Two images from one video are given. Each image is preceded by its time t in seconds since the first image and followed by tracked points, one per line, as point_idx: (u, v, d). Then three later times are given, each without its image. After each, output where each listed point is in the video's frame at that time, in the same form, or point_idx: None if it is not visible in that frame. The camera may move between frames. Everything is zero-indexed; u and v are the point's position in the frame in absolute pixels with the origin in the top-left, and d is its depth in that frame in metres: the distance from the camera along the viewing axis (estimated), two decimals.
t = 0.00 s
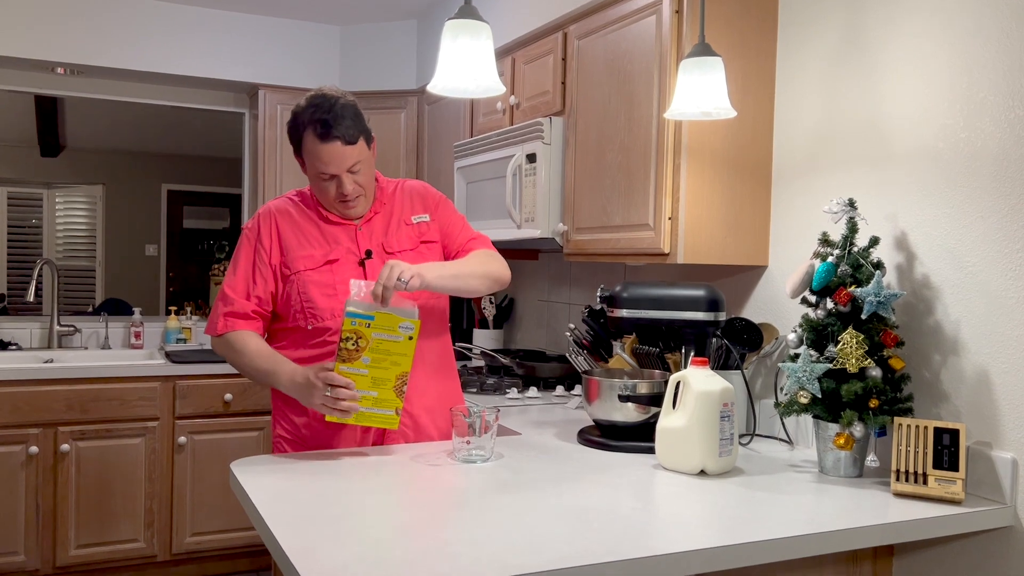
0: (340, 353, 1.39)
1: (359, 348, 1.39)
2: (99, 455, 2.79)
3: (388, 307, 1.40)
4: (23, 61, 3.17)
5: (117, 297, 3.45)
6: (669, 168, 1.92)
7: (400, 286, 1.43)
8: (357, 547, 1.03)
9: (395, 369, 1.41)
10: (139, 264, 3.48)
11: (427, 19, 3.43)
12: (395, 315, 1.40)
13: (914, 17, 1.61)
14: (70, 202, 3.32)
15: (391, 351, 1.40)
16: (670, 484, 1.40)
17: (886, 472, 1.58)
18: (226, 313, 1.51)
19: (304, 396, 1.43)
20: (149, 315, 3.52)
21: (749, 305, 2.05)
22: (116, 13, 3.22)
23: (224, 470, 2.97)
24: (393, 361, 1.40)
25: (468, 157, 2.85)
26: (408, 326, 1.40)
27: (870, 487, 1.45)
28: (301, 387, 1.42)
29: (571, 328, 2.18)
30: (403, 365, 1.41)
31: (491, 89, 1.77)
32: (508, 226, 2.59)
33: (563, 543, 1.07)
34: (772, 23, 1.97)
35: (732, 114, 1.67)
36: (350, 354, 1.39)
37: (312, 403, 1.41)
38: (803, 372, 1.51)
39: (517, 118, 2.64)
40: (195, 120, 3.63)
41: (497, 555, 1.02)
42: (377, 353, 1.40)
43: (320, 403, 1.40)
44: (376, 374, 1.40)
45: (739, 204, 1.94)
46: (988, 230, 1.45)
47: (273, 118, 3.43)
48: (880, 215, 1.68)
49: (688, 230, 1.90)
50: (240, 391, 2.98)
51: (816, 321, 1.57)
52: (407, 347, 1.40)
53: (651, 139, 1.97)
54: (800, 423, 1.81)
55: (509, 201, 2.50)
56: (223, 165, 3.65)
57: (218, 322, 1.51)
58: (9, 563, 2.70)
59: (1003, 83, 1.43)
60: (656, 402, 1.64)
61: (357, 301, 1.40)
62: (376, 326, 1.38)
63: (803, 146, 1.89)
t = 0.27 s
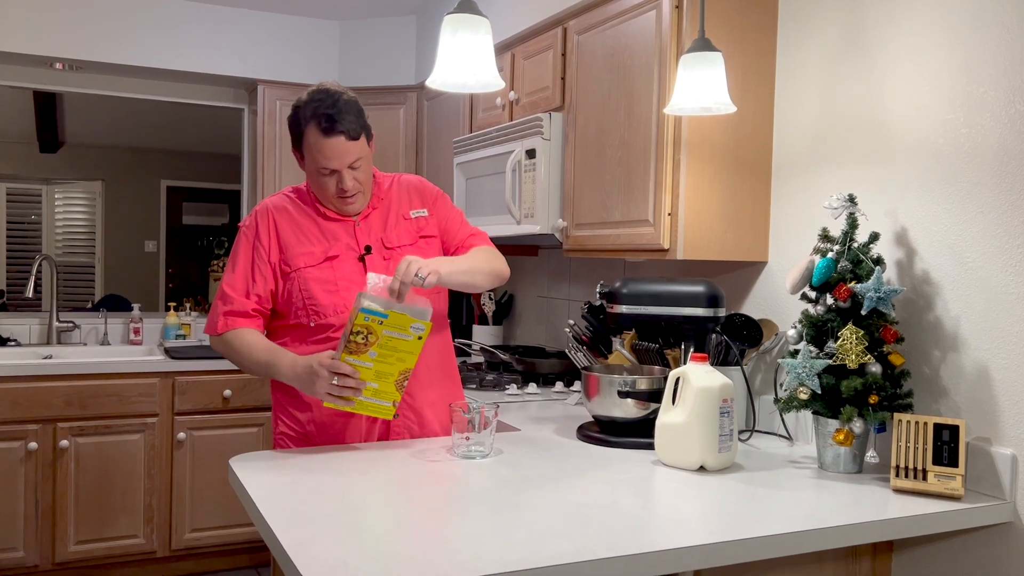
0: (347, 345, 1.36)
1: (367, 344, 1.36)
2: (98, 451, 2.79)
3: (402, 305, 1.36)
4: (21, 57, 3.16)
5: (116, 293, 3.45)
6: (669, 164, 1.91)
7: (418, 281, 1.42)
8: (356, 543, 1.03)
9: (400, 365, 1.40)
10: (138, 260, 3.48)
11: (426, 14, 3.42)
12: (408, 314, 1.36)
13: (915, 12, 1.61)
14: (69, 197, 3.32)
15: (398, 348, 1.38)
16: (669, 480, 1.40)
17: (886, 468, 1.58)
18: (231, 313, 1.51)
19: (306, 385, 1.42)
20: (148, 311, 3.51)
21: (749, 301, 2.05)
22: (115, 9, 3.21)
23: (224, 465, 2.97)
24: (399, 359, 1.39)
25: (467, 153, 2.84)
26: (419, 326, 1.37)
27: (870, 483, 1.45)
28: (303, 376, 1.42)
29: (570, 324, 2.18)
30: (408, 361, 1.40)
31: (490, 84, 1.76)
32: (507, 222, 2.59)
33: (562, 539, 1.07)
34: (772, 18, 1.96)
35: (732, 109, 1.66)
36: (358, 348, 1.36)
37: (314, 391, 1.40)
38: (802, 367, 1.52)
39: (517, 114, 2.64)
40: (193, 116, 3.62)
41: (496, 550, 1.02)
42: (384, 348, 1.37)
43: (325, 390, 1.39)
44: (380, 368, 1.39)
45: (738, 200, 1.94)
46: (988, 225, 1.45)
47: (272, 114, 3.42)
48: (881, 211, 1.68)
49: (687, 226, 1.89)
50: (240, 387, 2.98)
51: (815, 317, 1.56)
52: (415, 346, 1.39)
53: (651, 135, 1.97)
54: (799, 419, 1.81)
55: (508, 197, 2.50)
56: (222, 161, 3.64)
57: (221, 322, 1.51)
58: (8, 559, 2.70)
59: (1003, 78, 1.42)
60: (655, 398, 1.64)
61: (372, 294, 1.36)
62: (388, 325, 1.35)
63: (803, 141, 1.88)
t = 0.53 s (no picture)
0: (355, 341, 1.32)
1: (376, 341, 1.33)
2: (97, 447, 2.79)
3: (414, 305, 1.32)
4: (19, 52, 3.16)
5: (114, 289, 3.44)
6: (669, 159, 1.91)
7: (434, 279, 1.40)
8: (355, 538, 1.03)
9: (406, 363, 1.37)
10: (137, 256, 3.47)
11: (425, 10, 3.41)
12: (421, 314, 1.33)
13: (915, 7, 1.60)
14: (67, 193, 3.31)
15: (405, 348, 1.35)
16: (668, 476, 1.40)
17: (884, 463, 1.58)
18: (229, 301, 1.49)
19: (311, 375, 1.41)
20: (147, 307, 3.51)
21: (748, 296, 2.05)
22: (113, 4, 3.20)
23: (223, 461, 2.97)
24: (405, 357, 1.36)
25: (466, 148, 2.84)
26: (429, 329, 1.34)
27: (869, 478, 1.45)
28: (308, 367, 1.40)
29: (569, 319, 2.17)
30: (413, 360, 1.37)
31: (489, 79, 1.76)
32: (507, 218, 2.59)
33: (560, 534, 1.07)
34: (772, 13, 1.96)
35: (732, 104, 1.66)
36: (367, 344, 1.33)
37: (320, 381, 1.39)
38: (802, 363, 1.52)
39: (516, 109, 2.63)
40: (192, 111, 3.61)
41: (495, 546, 1.02)
42: (392, 347, 1.34)
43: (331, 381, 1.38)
44: (386, 365, 1.37)
45: (738, 195, 1.94)
46: (988, 221, 1.45)
47: (271, 109, 3.41)
48: (880, 206, 1.68)
49: (687, 221, 1.89)
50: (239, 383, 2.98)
51: (814, 312, 1.56)
52: (422, 346, 1.36)
53: (650, 131, 1.97)
54: (798, 415, 1.81)
55: (508, 193, 2.49)
56: (221, 156, 3.64)
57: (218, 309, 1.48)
58: (8, 554, 2.70)
59: (1003, 73, 1.42)
60: (654, 393, 1.64)
61: (388, 290, 1.32)
62: (399, 324, 1.32)
63: (802, 137, 1.88)
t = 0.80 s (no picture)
0: (361, 329, 1.32)
1: (381, 333, 1.32)
2: (96, 443, 2.80)
3: (423, 307, 1.32)
4: (18, 47, 3.15)
5: (114, 284, 3.44)
6: (668, 155, 1.91)
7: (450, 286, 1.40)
8: (354, 534, 1.03)
9: (405, 358, 1.38)
10: (136, 252, 3.47)
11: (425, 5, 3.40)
12: (428, 315, 1.32)
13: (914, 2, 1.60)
14: (66, 189, 3.31)
15: (408, 345, 1.35)
16: (667, 471, 1.40)
17: (883, 459, 1.58)
18: (235, 289, 1.48)
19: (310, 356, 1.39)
20: (146, 303, 3.51)
21: (747, 292, 2.05)
22: None
23: (223, 457, 2.97)
24: (406, 353, 1.37)
25: (466, 144, 2.83)
26: (435, 330, 1.33)
27: (867, 474, 1.45)
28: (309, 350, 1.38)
29: (568, 315, 2.17)
30: (414, 357, 1.38)
31: (488, 75, 1.75)
32: (506, 213, 2.58)
33: (559, 529, 1.07)
34: (772, 8, 1.95)
35: (731, 100, 1.66)
36: (370, 335, 1.32)
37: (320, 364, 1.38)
38: (801, 359, 1.52)
39: (515, 105, 2.63)
40: (191, 107, 3.60)
41: (494, 541, 1.02)
42: (395, 342, 1.34)
43: (330, 364, 1.36)
44: (385, 357, 1.37)
45: (738, 190, 1.94)
46: (987, 217, 1.45)
47: (270, 105, 3.41)
48: (879, 202, 1.68)
49: (687, 217, 1.89)
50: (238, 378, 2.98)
51: (813, 308, 1.56)
52: (424, 346, 1.36)
53: (649, 127, 1.96)
54: (797, 410, 1.81)
55: (507, 188, 2.49)
56: (220, 152, 3.63)
57: (219, 294, 1.47)
58: (7, 550, 2.71)
59: (1002, 68, 1.42)
60: (653, 389, 1.63)
61: (400, 284, 1.30)
62: (407, 321, 1.31)
63: (802, 133, 1.88)
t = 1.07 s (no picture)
0: (362, 323, 1.31)
1: (381, 330, 1.31)
2: (96, 438, 2.80)
3: (427, 309, 1.30)
4: (16, 43, 3.14)
5: (113, 281, 3.44)
6: (668, 150, 1.91)
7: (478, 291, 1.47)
8: (354, 529, 1.03)
9: (401, 359, 1.37)
10: (135, 247, 3.47)
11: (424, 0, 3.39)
12: (430, 320, 1.31)
13: None
14: (66, 185, 3.30)
15: (406, 345, 1.34)
16: (666, 467, 1.40)
17: (882, 454, 1.58)
18: (238, 277, 1.49)
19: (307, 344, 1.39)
20: (145, 299, 3.51)
21: (747, 288, 2.05)
22: None
23: (223, 452, 2.97)
24: (402, 353, 1.36)
25: (465, 139, 2.83)
26: (434, 335, 1.33)
27: (866, 470, 1.45)
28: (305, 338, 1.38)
29: (567, 311, 2.17)
30: (408, 359, 1.37)
31: (488, 71, 1.75)
32: (506, 209, 2.58)
33: (559, 525, 1.07)
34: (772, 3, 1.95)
35: (730, 96, 1.66)
36: (370, 331, 1.32)
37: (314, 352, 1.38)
38: (800, 355, 1.51)
39: (515, 101, 2.63)
40: (190, 103, 3.60)
41: (494, 537, 1.02)
42: (394, 340, 1.33)
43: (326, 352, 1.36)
44: (381, 355, 1.36)
45: (737, 186, 1.94)
46: (986, 213, 1.45)
47: (269, 101, 3.40)
48: (879, 198, 1.67)
49: (687, 213, 1.89)
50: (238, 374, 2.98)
51: (813, 303, 1.56)
52: (421, 348, 1.35)
53: (649, 123, 1.96)
54: (796, 406, 1.81)
55: (507, 184, 2.49)
56: (219, 148, 3.63)
57: (219, 279, 1.47)
58: (7, 545, 2.71)
59: (1002, 64, 1.42)
60: (652, 385, 1.64)
61: (407, 283, 1.30)
62: (409, 321, 1.30)
63: (801, 129, 1.88)
